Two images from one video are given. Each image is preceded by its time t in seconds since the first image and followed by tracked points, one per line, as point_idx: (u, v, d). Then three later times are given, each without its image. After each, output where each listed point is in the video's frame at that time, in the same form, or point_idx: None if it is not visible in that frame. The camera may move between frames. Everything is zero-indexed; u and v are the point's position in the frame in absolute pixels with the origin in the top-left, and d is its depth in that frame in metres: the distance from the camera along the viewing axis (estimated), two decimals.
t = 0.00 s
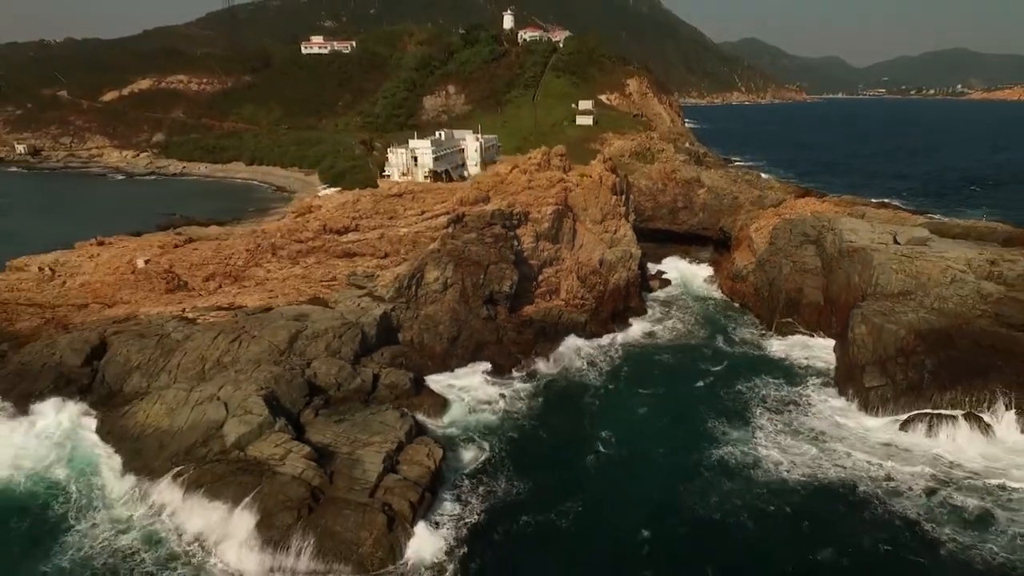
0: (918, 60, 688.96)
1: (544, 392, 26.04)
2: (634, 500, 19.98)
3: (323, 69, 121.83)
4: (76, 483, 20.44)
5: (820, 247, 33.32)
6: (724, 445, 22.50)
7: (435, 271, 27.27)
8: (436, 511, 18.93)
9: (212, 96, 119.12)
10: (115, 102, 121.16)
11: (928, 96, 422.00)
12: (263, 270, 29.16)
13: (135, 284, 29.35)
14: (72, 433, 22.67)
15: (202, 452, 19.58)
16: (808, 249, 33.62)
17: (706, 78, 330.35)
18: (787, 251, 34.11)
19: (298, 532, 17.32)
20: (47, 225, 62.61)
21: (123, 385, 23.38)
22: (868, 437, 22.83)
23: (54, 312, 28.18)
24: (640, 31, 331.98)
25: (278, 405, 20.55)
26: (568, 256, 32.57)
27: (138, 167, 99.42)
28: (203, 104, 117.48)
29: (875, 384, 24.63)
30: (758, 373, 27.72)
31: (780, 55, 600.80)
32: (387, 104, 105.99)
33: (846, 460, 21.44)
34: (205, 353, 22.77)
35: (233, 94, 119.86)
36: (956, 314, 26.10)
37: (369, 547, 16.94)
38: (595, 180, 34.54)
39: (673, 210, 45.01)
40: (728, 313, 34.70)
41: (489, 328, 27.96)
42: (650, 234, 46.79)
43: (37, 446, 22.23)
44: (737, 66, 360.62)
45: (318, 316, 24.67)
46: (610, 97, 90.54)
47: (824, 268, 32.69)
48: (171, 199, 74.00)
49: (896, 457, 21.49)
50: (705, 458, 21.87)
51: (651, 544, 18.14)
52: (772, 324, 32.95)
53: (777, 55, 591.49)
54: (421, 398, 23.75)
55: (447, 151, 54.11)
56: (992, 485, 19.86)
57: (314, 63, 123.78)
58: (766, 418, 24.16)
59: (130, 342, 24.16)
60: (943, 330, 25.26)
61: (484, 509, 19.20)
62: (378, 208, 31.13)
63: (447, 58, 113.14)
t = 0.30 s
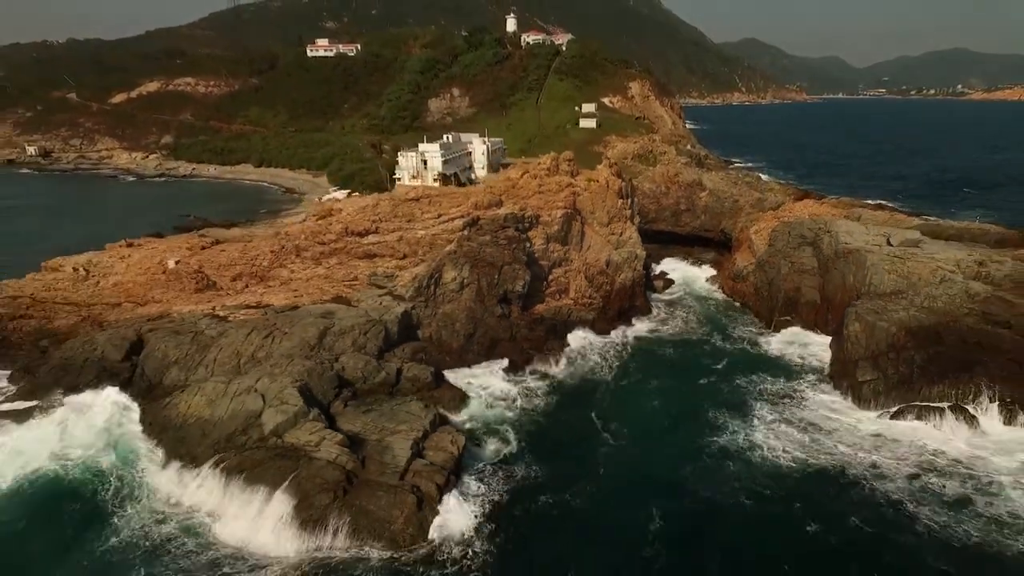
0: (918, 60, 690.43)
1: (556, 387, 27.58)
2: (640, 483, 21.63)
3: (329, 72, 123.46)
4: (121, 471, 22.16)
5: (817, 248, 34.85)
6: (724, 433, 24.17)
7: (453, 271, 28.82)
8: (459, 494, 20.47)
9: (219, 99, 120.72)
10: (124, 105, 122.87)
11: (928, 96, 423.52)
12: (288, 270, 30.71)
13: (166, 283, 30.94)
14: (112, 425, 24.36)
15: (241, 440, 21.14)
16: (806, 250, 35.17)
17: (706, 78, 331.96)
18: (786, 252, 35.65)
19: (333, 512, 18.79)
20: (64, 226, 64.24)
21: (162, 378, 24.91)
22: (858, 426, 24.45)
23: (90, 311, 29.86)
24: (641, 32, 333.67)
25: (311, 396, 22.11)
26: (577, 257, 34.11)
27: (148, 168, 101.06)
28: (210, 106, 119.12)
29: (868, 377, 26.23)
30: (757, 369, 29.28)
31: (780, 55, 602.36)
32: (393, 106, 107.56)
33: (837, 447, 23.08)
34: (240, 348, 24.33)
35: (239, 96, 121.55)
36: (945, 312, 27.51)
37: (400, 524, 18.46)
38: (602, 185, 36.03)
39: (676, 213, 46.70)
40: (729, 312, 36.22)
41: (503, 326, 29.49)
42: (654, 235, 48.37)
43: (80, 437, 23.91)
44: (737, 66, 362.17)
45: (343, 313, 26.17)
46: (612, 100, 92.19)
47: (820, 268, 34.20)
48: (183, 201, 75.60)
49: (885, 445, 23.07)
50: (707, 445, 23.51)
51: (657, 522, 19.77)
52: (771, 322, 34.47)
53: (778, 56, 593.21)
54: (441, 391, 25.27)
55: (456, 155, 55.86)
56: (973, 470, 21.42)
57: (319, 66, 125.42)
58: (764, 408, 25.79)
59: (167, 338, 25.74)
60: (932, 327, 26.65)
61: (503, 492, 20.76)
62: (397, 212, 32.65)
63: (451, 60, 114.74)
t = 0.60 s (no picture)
0: (918, 60, 692.78)
1: (567, 381, 29.16)
2: (646, 468, 23.28)
3: (334, 74, 125.06)
4: (159, 462, 23.75)
5: (813, 249, 36.44)
6: (723, 422, 25.85)
7: (468, 271, 30.48)
8: (479, 478, 22.05)
9: (226, 101, 122.31)
10: (132, 107, 124.43)
11: (928, 96, 425.18)
12: (309, 271, 32.30)
13: (194, 283, 32.57)
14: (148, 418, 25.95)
15: (275, 428, 22.74)
16: (803, 251, 36.75)
17: (706, 78, 333.58)
18: (783, 253, 37.25)
19: (364, 494, 20.35)
20: (81, 228, 65.78)
21: (196, 372, 26.46)
22: (849, 417, 26.07)
23: (122, 309, 31.44)
24: (642, 33, 335.67)
25: (340, 388, 23.74)
26: (584, 258, 35.70)
27: (157, 170, 102.58)
28: (217, 108, 120.70)
29: (861, 371, 27.75)
30: (756, 365, 30.85)
31: (780, 56, 604.12)
32: (398, 109, 109.12)
33: (828, 434, 24.77)
34: (271, 344, 25.94)
35: (246, 98, 123.15)
36: (934, 310, 29.12)
37: (427, 505, 20.05)
38: (608, 189, 37.55)
39: (678, 214, 48.35)
40: (729, 311, 37.81)
41: (515, 322, 31.05)
42: (657, 237, 49.92)
43: (119, 429, 25.48)
44: (738, 66, 363.96)
45: (366, 311, 27.74)
46: (614, 103, 93.94)
47: (817, 268, 35.75)
48: (194, 203, 77.15)
49: (873, 433, 24.73)
50: (708, 432, 25.24)
51: (661, 504, 21.42)
52: (769, 320, 36.06)
53: (778, 56, 595.48)
54: (459, 385, 26.84)
55: (463, 158, 57.50)
56: (955, 456, 22.99)
57: (325, 68, 127.02)
58: (761, 400, 27.45)
59: (200, 335, 27.37)
60: (922, 324, 28.31)
61: (520, 476, 22.34)
62: (413, 215, 34.26)
63: (455, 63, 116.36)
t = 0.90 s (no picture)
0: (919, 60, 693.87)
1: (576, 376, 30.76)
2: (650, 456, 24.90)
3: (339, 77, 126.65)
4: (193, 453, 25.05)
5: (810, 250, 38.00)
6: (723, 413, 27.52)
7: (482, 271, 32.05)
8: (496, 465, 23.62)
9: (233, 103, 124.01)
10: (140, 109, 126.18)
11: (929, 97, 426.31)
12: (330, 271, 33.87)
13: (220, 282, 34.18)
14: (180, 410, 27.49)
15: (306, 418, 24.33)
16: (801, 252, 38.32)
17: (708, 79, 335.04)
18: (782, 254, 38.81)
19: (391, 478, 21.92)
20: (97, 229, 67.40)
21: (226, 366, 28.01)
22: (842, 408, 27.66)
23: (151, 307, 33.06)
24: (643, 34, 337.18)
25: (365, 381, 25.36)
26: (591, 259, 37.32)
27: (167, 171, 104.27)
28: (224, 111, 122.39)
29: (855, 366, 29.24)
30: (755, 360, 32.42)
31: (781, 56, 605.50)
32: (403, 111, 110.67)
33: (822, 424, 26.38)
34: (298, 340, 27.56)
35: (253, 100, 124.79)
36: (925, 308, 30.67)
37: (450, 487, 21.62)
38: (614, 192, 39.17)
39: (680, 216, 49.91)
40: (730, 310, 39.40)
41: (526, 320, 32.61)
42: (660, 238, 51.44)
43: (154, 421, 27.00)
44: (739, 67, 365.43)
45: (386, 309, 29.32)
46: (617, 106, 95.47)
47: (814, 269, 37.34)
48: (206, 204, 78.76)
49: (865, 423, 26.32)
50: (708, 423, 26.88)
51: (665, 489, 23.03)
52: (768, 317, 37.65)
53: (778, 56, 596.99)
54: (474, 378, 28.38)
55: (472, 161, 59.03)
56: (940, 444, 24.56)
57: (331, 71, 128.62)
58: (759, 392, 29.10)
59: (230, 331, 28.97)
60: (913, 321, 29.89)
61: (534, 462, 23.93)
62: (428, 218, 35.91)
63: (459, 66, 117.93)
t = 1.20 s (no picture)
0: (919, 60, 695.31)
1: (584, 371, 32.39)
2: (653, 443, 26.54)
3: (344, 79, 128.24)
4: (226, 446, 26.25)
5: (807, 250, 39.53)
6: (722, 404, 29.16)
7: (494, 271, 33.68)
8: (511, 452, 25.26)
9: (240, 105, 125.58)
10: (148, 111, 127.82)
11: (928, 96, 427.51)
12: (348, 270, 35.48)
13: (242, 281, 35.76)
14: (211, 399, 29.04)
15: (332, 408, 25.89)
16: (798, 252, 39.90)
17: (708, 79, 336.50)
18: (780, 254, 40.42)
19: (415, 464, 23.60)
20: (111, 229, 69.02)
21: (254, 360, 29.59)
22: (836, 398, 29.25)
23: (177, 306, 34.62)
24: (643, 35, 338.88)
25: (386, 373, 26.96)
26: (597, 259, 38.90)
27: (176, 173, 105.91)
28: (231, 112, 123.99)
29: (849, 360, 30.93)
30: (755, 356, 33.96)
31: (781, 57, 606.75)
32: (408, 113, 112.20)
33: (816, 415, 27.98)
34: (322, 336, 29.18)
35: (259, 102, 126.39)
36: (916, 306, 32.26)
37: (469, 472, 23.21)
38: (619, 196, 40.79)
39: (682, 218, 51.44)
40: (729, 308, 40.98)
41: (536, 317, 34.19)
42: (662, 239, 52.89)
43: (186, 414, 28.40)
44: (739, 67, 366.99)
45: (404, 307, 30.94)
46: (619, 108, 97.00)
47: (810, 268, 38.92)
48: (217, 205, 80.33)
49: (857, 413, 27.92)
50: (708, 413, 28.50)
51: (669, 474, 24.64)
52: (766, 315, 39.34)
53: (778, 56, 598.59)
54: (489, 371, 29.93)
55: (479, 164, 60.62)
56: (925, 432, 26.20)
57: (336, 73, 130.22)
58: (756, 384, 30.75)
59: (256, 328, 30.61)
60: (904, 319, 31.49)
61: (547, 451, 25.56)
62: (442, 220, 37.53)
63: (463, 69, 119.56)
